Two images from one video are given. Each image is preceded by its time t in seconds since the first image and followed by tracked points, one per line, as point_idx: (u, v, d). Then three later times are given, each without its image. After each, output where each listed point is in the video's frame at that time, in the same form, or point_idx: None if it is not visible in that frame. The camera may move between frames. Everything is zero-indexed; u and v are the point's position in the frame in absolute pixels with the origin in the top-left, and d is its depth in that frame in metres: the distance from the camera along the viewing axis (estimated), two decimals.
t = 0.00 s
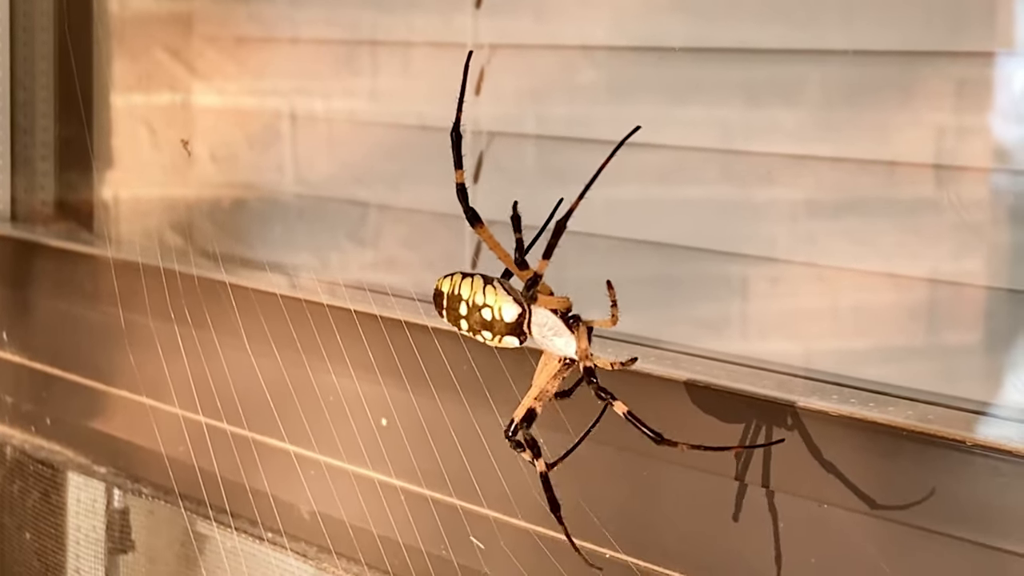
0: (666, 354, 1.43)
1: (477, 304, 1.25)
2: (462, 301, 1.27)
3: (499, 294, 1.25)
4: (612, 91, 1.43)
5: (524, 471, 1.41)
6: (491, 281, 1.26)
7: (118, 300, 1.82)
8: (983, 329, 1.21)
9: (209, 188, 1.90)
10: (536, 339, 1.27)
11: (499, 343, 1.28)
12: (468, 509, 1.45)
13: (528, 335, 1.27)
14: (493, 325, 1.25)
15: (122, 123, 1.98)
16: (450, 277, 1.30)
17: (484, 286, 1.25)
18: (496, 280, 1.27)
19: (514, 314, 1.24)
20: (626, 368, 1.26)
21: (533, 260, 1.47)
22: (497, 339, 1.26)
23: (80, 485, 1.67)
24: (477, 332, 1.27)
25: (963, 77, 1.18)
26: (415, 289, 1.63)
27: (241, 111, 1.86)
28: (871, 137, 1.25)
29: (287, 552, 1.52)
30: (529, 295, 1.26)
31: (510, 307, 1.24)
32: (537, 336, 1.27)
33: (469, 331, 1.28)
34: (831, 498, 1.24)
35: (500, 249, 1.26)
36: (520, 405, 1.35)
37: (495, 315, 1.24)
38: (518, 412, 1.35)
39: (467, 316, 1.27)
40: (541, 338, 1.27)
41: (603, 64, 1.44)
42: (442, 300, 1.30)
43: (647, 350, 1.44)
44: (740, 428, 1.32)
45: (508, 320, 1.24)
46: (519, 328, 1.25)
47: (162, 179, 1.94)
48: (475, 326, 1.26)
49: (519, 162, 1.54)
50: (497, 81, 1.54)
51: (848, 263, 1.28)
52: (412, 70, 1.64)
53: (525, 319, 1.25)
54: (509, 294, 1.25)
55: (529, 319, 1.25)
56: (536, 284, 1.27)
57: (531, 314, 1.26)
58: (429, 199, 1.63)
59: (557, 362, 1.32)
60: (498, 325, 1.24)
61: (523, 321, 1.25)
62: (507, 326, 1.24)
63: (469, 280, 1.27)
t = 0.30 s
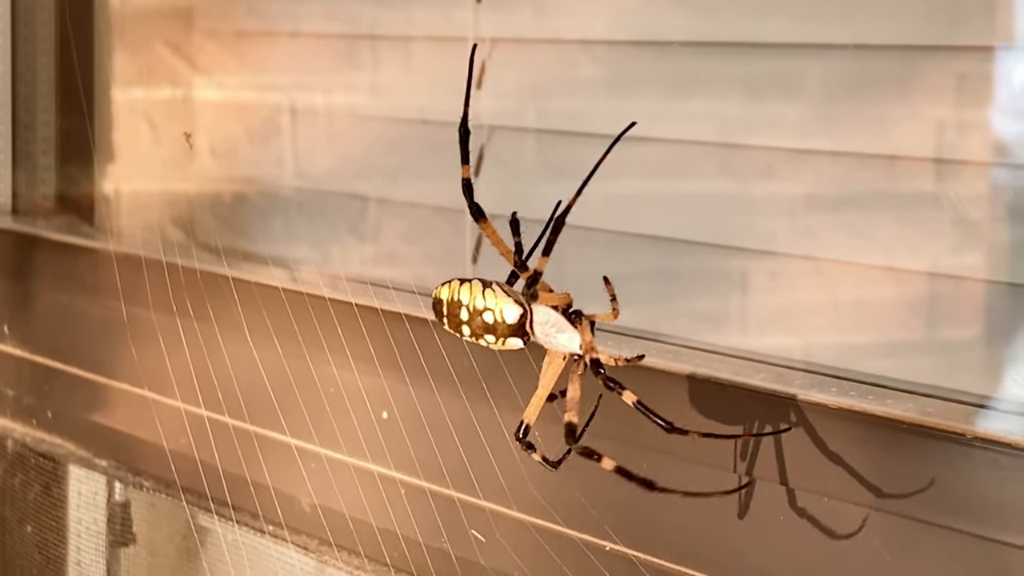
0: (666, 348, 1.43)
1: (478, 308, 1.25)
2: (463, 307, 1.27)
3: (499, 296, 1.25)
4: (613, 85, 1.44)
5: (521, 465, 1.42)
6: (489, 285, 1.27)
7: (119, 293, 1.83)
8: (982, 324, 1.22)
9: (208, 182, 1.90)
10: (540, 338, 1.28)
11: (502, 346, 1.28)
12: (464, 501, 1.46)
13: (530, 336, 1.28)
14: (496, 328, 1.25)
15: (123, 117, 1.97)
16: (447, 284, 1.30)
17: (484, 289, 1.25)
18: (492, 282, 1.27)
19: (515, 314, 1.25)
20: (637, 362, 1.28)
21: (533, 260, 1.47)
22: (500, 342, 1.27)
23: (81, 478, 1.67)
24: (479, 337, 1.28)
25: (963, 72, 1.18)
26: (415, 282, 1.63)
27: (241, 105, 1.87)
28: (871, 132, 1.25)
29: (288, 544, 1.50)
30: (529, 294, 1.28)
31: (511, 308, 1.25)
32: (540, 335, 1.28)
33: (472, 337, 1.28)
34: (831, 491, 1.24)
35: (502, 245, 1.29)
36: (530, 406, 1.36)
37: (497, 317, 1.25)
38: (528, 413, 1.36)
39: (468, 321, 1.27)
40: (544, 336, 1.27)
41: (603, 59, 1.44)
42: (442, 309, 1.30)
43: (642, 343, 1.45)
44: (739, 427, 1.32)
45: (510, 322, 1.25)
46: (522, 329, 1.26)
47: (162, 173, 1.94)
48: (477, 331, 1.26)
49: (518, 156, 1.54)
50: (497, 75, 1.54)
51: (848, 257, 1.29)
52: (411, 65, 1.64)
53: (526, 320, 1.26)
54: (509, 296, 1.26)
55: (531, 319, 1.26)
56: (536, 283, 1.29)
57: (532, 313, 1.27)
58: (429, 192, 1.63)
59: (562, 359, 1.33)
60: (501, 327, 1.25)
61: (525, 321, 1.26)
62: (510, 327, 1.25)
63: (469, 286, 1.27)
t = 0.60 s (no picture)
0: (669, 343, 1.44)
1: (477, 310, 1.28)
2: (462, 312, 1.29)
3: (496, 297, 1.28)
4: (613, 80, 1.43)
5: (513, 457, 1.44)
6: (486, 287, 1.29)
7: (116, 287, 1.84)
8: (982, 319, 1.21)
9: (207, 177, 1.90)
10: (541, 334, 1.30)
11: (504, 348, 1.30)
12: (457, 491, 1.47)
13: (530, 335, 1.30)
14: (496, 329, 1.27)
15: (122, 112, 1.97)
16: (442, 293, 1.33)
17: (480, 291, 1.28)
18: (488, 285, 1.30)
19: (514, 313, 1.27)
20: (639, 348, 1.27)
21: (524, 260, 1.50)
22: (502, 343, 1.29)
23: (82, 472, 1.65)
24: (481, 340, 1.29)
25: (964, 67, 1.18)
26: (409, 275, 1.64)
27: (240, 100, 1.86)
28: (871, 127, 1.25)
29: (286, 537, 1.50)
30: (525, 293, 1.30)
31: (509, 307, 1.27)
32: (541, 331, 1.29)
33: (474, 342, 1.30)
34: (824, 483, 1.26)
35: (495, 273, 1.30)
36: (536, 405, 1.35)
37: (497, 318, 1.27)
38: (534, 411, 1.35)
39: (468, 325, 1.29)
40: (544, 332, 1.29)
41: (603, 54, 1.43)
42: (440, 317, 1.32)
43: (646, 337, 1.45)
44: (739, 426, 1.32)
45: (509, 322, 1.27)
46: (521, 328, 1.28)
47: (161, 168, 1.94)
48: (477, 334, 1.28)
49: (518, 151, 1.53)
50: (496, 69, 1.54)
51: (848, 252, 1.29)
52: (410, 60, 1.64)
53: (525, 319, 1.28)
54: (506, 296, 1.28)
55: (529, 318, 1.29)
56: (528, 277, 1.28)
57: (529, 312, 1.29)
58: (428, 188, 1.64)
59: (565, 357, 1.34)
60: (501, 328, 1.27)
61: (524, 320, 1.28)
62: (509, 327, 1.27)
63: (466, 290, 1.30)
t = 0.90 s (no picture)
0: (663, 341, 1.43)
1: (484, 318, 1.28)
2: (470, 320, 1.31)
3: (502, 304, 1.28)
4: (610, 79, 1.43)
5: (513, 459, 1.44)
6: (493, 293, 1.30)
7: (113, 286, 1.84)
8: (980, 318, 1.21)
9: (204, 175, 1.90)
10: (549, 338, 1.29)
11: (513, 353, 1.31)
12: (458, 493, 1.46)
13: (540, 339, 1.30)
14: (503, 336, 1.28)
15: (121, 112, 1.96)
16: (451, 300, 1.34)
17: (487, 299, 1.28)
18: (495, 292, 1.31)
19: (520, 320, 1.27)
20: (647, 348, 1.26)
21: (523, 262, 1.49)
22: (510, 349, 1.30)
23: (77, 471, 1.67)
24: (490, 346, 1.31)
25: (962, 65, 1.18)
26: (409, 275, 1.64)
27: (238, 98, 1.86)
28: (869, 126, 1.25)
29: (283, 537, 1.51)
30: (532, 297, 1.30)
31: (514, 314, 1.27)
32: (549, 335, 1.29)
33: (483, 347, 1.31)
34: (818, 483, 1.25)
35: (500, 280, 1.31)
36: (548, 410, 1.36)
37: (503, 326, 1.27)
38: (547, 416, 1.36)
39: (476, 333, 1.30)
40: (552, 335, 1.29)
41: (601, 53, 1.43)
42: (450, 324, 1.34)
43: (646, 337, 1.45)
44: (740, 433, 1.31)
45: (516, 329, 1.27)
46: (528, 334, 1.28)
47: (158, 167, 1.94)
48: (486, 341, 1.30)
49: (515, 150, 1.53)
50: (493, 69, 1.54)
51: (846, 251, 1.28)
52: (408, 59, 1.64)
53: (532, 324, 1.28)
54: (512, 302, 1.28)
55: (536, 323, 1.29)
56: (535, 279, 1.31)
57: (536, 317, 1.29)
58: (426, 186, 1.63)
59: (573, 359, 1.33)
60: (508, 335, 1.28)
61: (530, 326, 1.28)
62: (516, 333, 1.28)
63: (473, 298, 1.31)
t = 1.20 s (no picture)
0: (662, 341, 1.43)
1: (480, 323, 1.29)
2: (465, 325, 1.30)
3: (498, 309, 1.29)
4: (608, 79, 1.43)
5: (499, 457, 1.45)
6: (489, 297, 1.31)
7: (110, 286, 1.84)
8: (977, 318, 1.21)
9: (203, 175, 1.90)
10: (544, 345, 1.30)
11: (507, 359, 1.31)
12: (443, 489, 1.48)
13: (535, 346, 1.31)
14: (498, 341, 1.28)
15: (117, 110, 1.96)
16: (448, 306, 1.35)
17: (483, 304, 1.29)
18: (490, 296, 1.31)
19: (515, 325, 1.28)
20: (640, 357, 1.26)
21: (517, 264, 1.48)
22: (504, 355, 1.30)
23: (76, 471, 1.66)
24: (484, 352, 1.31)
25: (959, 65, 1.18)
26: (408, 275, 1.64)
27: (236, 98, 1.86)
28: (866, 125, 1.25)
29: (278, 535, 1.51)
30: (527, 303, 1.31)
31: (510, 320, 1.28)
32: (543, 343, 1.30)
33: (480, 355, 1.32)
34: (814, 482, 1.24)
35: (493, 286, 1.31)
36: (546, 419, 1.36)
37: (498, 331, 1.28)
38: (545, 425, 1.36)
39: (471, 338, 1.30)
40: (547, 342, 1.30)
41: (598, 53, 1.43)
42: (446, 329, 1.34)
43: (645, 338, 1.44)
44: (731, 439, 1.30)
45: (510, 334, 1.28)
46: (523, 340, 1.29)
47: (156, 167, 1.94)
48: (481, 346, 1.30)
49: (513, 150, 1.54)
50: (491, 69, 1.54)
51: (843, 251, 1.29)
52: (406, 58, 1.64)
53: (527, 331, 1.29)
54: (507, 306, 1.29)
55: (530, 330, 1.30)
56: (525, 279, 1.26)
57: (531, 323, 1.30)
58: (424, 186, 1.64)
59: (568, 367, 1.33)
60: (503, 341, 1.28)
61: (525, 332, 1.29)
62: (511, 340, 1.28)
63: (469, 302, 1.31)
